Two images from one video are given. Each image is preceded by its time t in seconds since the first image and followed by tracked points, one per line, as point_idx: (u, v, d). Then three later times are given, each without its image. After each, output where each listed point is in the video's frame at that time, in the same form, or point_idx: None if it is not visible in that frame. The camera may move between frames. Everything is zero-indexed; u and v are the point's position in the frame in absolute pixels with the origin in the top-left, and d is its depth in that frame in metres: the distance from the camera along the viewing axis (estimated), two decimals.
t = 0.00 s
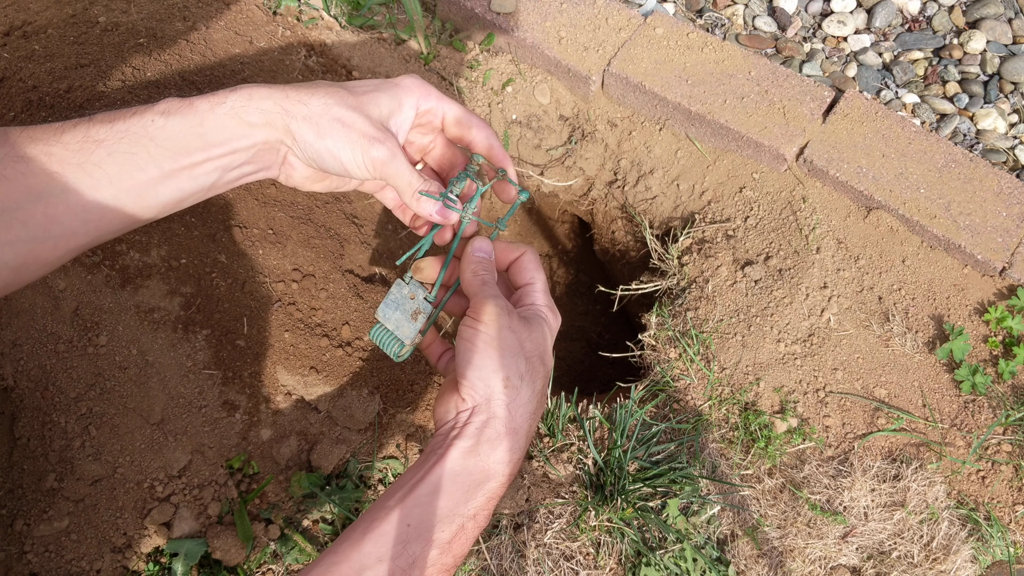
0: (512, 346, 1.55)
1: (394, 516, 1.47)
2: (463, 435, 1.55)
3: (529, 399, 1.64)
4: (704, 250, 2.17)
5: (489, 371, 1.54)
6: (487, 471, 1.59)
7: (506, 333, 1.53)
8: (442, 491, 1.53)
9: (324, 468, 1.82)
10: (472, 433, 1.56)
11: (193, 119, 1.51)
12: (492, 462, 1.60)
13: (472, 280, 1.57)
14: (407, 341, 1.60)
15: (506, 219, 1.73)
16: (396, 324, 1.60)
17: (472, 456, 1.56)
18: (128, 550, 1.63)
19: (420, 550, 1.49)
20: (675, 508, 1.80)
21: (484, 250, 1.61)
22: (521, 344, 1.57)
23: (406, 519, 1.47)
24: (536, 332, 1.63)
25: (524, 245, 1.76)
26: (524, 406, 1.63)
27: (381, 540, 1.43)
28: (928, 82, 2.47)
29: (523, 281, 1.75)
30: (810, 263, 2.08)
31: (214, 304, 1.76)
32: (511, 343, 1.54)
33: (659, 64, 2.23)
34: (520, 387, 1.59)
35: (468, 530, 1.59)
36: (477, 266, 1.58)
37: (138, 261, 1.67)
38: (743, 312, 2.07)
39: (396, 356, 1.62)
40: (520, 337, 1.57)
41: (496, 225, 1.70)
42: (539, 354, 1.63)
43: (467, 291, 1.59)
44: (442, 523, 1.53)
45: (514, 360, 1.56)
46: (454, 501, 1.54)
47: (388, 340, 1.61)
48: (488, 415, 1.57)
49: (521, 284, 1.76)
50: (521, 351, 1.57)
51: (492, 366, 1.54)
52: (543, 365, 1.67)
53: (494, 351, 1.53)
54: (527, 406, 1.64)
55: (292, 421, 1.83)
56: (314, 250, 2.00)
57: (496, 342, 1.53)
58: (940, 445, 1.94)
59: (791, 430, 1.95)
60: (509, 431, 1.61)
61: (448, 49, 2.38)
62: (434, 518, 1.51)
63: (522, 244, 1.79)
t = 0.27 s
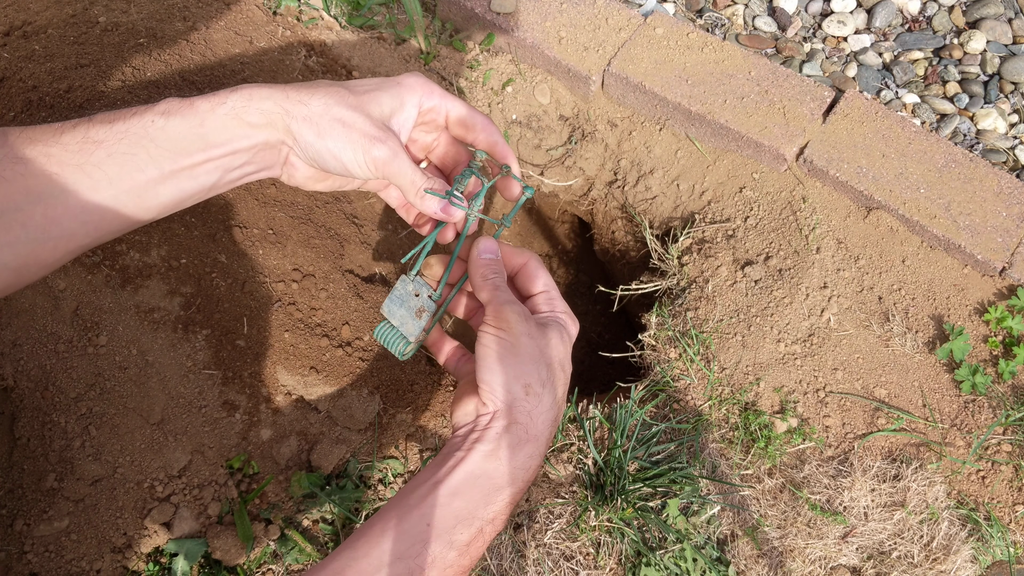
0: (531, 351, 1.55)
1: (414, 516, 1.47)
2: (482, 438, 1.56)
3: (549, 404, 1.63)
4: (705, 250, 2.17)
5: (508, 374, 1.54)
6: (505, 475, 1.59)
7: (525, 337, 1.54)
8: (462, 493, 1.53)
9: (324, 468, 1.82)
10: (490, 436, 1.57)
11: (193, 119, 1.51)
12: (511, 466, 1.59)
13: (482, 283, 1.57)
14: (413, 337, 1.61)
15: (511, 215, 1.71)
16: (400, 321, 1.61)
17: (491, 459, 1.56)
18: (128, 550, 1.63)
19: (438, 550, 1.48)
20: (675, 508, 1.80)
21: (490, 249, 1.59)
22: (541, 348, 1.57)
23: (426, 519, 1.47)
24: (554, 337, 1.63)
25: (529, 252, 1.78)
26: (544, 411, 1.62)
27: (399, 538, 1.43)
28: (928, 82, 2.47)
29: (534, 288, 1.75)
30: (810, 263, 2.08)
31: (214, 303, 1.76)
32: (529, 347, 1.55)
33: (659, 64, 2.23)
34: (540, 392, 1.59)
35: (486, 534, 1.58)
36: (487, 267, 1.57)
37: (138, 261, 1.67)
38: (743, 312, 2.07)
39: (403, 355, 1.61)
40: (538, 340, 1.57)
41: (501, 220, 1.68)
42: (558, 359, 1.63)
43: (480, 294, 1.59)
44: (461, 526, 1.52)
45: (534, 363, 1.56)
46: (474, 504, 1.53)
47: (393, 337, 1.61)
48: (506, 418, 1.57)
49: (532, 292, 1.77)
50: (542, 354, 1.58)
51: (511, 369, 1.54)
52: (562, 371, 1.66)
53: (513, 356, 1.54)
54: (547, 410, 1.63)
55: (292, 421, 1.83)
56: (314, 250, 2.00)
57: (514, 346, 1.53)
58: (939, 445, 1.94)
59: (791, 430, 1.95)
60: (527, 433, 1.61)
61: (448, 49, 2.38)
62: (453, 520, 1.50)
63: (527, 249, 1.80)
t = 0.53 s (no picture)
0: (525, 385, 1.58)
1: (405, 533, 1.51)
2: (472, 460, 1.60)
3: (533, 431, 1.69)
4: (705, 250, 2.17)
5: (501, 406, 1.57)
6: (489, 495, 1.65)
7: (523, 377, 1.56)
8: (448, 510, 1.58)
9: (324, 468, 1.81)
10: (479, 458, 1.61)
11: (189, 116, 1.51)
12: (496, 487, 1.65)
13: (490, 308, 1.55)
14: (393, 339, 1.61)
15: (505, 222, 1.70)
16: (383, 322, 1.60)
17: (478, 480, 1.61)
18: (127, 550, 1.63)
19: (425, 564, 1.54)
20: (675, 508, 1.80)
21: (503, 265, 1.56)
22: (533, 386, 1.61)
23: (415, 535, 1.52)
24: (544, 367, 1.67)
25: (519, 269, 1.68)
26: (530, 438, 1.68)
27: (391, 553, 1.48)
28: (928, 82, 2.47)
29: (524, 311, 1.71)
30: (810, 263, 2.08)
31: (214, 303, 1.76)
32: (524, 382, 1.58)
33: (659, 64, 2.23)
34: (527, 426, 1.65)
35: (469, 549, 1.66)
36: (496, 287, 1.55)
37: (138, 261, 1.67)
38: (743, 312, 2.07)
39: (379, 354, 1.62)
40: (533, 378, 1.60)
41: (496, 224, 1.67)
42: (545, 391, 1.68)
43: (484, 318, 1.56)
44: (447, 540, 1.58)
45: (524, 398, 1.60)
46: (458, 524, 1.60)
47: (372, 337, 1.62)
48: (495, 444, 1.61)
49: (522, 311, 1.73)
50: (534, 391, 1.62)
51: (504, 401, 1.57)
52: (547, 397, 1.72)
53: (507, 388, 1.56)
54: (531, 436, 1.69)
55: (292, 421, 1.83)
56: (314, 250, 2.00)
57: (508, 384, 1.56)
58: (939, 445, 1.94)
59: (791, 431, 1.95)
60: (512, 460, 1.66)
61: (448, 49, 2.38)
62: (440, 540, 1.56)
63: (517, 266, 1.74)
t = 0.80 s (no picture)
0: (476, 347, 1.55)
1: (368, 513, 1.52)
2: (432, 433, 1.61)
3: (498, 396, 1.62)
4: (705, 250, 2.17)
5: (450, 371, 1.58)
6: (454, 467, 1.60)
7: (462, 336, 1.54)
8: (409, 487, 1.56)
9: (324, 468, 1.81)
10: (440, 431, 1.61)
11: (198, 128, 1.50)
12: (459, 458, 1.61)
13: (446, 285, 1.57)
14: (404, 338, 1.63)
15: (507, 220, 1.74)
16: (391, 322, 1.62)
17: (439, 452, 1.59)
18: (127, 550, 1.63)
19: (392, 546, 1.52)
20: (675, 508, 1.80)
21: (459, 244, 1.57)
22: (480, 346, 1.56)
23: (377, 515, 1.52)
24: (507, 330, 1.62)
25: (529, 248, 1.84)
26: (493, 404, 1.62)
27: (353, 536, 1.49)
28: (928, 82, 2.47)
29: (526, 282, 1.78)
30: (810, 263, 2.08)
31: (214, 304, 1.76)
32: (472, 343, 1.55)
33: (659, 64, 2.23)
34: (483, 387, 1.59)
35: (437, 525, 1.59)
36: (455, 266, 1.56)
37: (138, 261, 1.67)
38: (743, 312, 2.07)
39: (388, 352, 1.66)
40: (479, 338, 1.56)
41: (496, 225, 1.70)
42: (507, 357, 1.60)
43: (446, 295, 1.59)
44: (412, 518, 1.55)
45: (470, 360, 1.56)
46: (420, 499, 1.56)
47: (381, 337, 1.64)
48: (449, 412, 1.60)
49: (524, 285, 1.79)
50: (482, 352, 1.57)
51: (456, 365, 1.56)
52: (519, 364, 1.64)
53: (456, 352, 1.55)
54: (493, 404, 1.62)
55: (292, 421, 1.83)
56: (314, 250, 2.00)
57: (452, 343, 1.56)
58: (939, 445, 1.94)
59: (791, 431, 1.95)
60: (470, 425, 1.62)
61: (448, 49, 2.38)
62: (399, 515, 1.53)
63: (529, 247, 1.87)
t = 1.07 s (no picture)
0: (469, 327, 1.55)
1: (361, 508, 1.48)
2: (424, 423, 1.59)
3: (490, 377, 1.60)
4: (705, 250, 2.17)
5: (441, 356, 1.58)
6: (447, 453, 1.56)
7: (457, 317, 1.54)
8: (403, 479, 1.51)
9: (324, 468, 1.81)
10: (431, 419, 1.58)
11: (191, 124, 1.50)
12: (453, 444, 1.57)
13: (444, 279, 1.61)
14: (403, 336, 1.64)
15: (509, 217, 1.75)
16: (392, 318, 1.63)
17: (433, 440, 1.56)
18: (127, 550, 1.63)
19: (388, 539, 1.46)
20: (675, 508, 1.80)
21: (462, 238, 1.61)
22: (476, 328, 1.56)
23: (371, 511, 1.47)
24: (499, 311, 1.62)
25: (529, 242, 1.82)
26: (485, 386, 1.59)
27: (348, 534, 1.43)
28: (928, 82, 2.47)
29: (522, 273, 1.77)
30: (810, 263, 2.08)
31: (214, 304, 1.76)
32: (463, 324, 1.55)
33: (659, 64, 2.23)
34: (474, 367, 1.57)
35: (435, 516, 1.52)
36: (456, 259, 1.60)
37: (138, 261, 1.67)
38: (743, 312, 2.07)
39: (388, 349, 1.65)
40: (474, 320, 1.56)
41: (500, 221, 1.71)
42: (503, 340, 1.60)
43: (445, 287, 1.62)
44: (408, 509, 1.49)
45: (466, 343, 1.56)
46: (418, 491, 1.51)
47: (381, 334, 1.65)
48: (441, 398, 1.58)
49: (519, 277, 1.78)
50: (477, 334, 1.56)
51: (447, 347, 1.56)
52: (514, 347, 1.62)
53: (447, 335, 1.56)
54: (490, 389, 1.60)
55: (292, 421, 1.83)
56: (314, 250, 2.00)
57: (447, 328, 1.56)
58: (939, 445, 1.94)
59: (791, 430, 1.95)
60: (467, 413, 1.59)
61: (448, 49, 2.38)
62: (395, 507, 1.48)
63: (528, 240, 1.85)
